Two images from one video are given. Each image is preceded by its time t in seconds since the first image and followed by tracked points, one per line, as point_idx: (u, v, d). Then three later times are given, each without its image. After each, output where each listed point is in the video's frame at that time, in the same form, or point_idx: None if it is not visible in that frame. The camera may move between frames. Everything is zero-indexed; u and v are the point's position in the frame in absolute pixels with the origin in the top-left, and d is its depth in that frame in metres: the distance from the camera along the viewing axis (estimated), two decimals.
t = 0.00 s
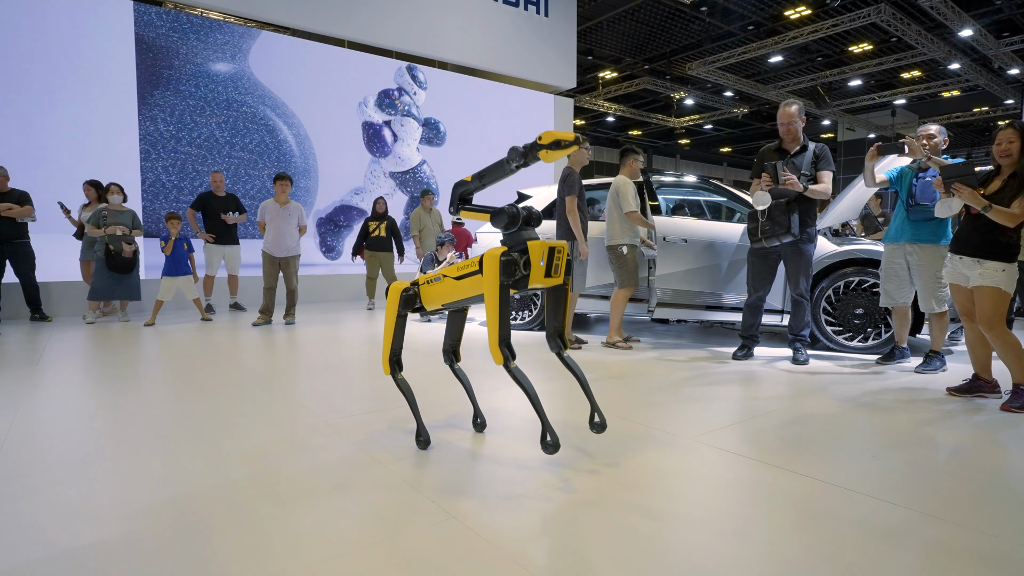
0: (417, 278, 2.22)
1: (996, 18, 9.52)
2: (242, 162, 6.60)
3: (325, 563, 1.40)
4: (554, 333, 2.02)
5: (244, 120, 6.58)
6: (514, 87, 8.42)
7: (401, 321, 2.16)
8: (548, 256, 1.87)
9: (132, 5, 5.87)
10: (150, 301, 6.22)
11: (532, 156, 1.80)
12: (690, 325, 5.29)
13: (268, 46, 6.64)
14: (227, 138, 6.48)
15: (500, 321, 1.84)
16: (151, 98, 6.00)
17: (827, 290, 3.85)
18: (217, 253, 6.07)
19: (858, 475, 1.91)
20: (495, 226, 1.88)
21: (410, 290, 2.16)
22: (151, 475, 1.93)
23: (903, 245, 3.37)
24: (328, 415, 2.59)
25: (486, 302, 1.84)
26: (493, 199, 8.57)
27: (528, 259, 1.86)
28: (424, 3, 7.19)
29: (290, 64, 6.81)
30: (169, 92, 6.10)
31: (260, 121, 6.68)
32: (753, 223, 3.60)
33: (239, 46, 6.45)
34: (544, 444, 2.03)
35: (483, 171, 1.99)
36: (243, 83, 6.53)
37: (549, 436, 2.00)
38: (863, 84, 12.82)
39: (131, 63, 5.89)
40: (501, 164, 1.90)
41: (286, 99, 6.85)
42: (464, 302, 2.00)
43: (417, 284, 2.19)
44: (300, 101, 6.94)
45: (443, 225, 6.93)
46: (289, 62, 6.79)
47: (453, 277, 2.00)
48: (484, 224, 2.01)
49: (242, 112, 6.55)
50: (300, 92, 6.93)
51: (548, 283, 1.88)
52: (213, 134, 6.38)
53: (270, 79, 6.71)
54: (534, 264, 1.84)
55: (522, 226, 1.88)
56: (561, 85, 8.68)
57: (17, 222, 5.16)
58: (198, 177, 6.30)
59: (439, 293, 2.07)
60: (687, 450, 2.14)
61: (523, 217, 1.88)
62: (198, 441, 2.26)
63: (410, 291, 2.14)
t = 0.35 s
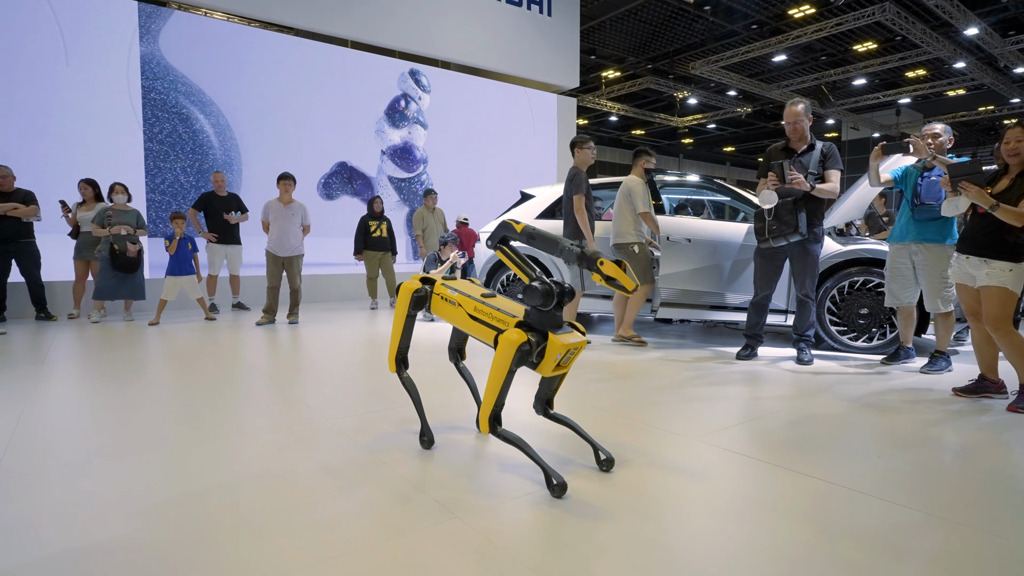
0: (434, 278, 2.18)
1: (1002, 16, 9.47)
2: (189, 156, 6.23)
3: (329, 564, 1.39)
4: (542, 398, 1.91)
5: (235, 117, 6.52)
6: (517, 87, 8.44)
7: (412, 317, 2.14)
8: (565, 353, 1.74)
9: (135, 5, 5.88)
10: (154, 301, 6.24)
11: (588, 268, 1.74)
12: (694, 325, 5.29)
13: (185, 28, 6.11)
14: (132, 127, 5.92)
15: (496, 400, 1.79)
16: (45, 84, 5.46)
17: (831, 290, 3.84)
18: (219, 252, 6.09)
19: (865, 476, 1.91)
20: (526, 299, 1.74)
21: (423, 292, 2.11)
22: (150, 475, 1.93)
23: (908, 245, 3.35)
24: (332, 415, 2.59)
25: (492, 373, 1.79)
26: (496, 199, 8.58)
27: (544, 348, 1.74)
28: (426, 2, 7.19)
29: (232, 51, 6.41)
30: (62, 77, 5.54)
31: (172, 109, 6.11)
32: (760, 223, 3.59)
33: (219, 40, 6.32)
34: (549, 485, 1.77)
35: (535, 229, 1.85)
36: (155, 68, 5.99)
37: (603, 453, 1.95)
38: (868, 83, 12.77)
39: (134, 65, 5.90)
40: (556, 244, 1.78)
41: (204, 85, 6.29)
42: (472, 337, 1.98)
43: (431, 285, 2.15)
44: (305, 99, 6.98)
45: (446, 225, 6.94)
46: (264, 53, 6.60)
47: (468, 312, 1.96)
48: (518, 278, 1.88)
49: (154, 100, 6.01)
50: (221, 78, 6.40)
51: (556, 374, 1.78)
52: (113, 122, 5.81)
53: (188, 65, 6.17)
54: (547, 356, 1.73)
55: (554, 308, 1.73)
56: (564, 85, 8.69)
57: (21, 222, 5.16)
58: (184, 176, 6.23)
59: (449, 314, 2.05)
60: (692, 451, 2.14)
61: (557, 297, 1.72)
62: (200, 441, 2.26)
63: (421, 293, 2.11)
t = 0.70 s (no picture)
0: (450, 304, 2.18)
1: (1012, 13, 9.37)
2: (184, 152, 6.19)
3: (335, 563, 1.40)
4: (559, 386, 1.86)
5: (241, 117, 6.54)
6: (522, 86, 8.43)
7: (424, 342, 2.17)
8: (593, 335, 1.75)
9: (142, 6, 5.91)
10: (161, 300, 6.28)
11: (599, 231, 1.72)
12: (700, 325, 5.27)
13: (180, 24, 6.08)
14: (124, 122, 5.87)
15: (516, 388, 1.77)
16: (35, 77, 5.41)
17: (838, 290, 3.82)
18: (226, 252, 6.13)
19: (872, 477, 1.90)
20: (544, 291, 1.79)
21: (443, 319, 2.13)
22: (157, 474, 1.94)
23: (916, 245, 3.33)
24: (338, 414, 2.60)
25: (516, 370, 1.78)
26: (502, 199, 8.58)
27: (572, 335, 1.76)
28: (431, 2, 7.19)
29: (230, 49, 6.39)
30: (52, 70, 5.49)
31: (166, 104, 6.08)
32: (765, 223, 3.57)
33: (224, 39, 6.33)
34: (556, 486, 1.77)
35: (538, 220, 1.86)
36: (148, 64, 5.96)
37: (612, 454, 1.95)
38: (875, 81, 12.68)
39: (144, 66, 5.95)
40: (562, 223, 1.78)
41: (199, 83, 6.27)
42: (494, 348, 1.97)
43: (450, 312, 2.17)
44: (314, 99, 7.03)
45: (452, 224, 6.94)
46: (269, 53, 6.63)
47: (487, 323, 1.96)
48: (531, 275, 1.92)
49: (149, 96, 5.98)
50: (216, 75, 6.35)
51: (588, 362, 1.78)
52: (107, 118, 5.79)
53: (183, 60, 6.14)
54: (577, 343, 1.74)
55: (574, 294, 1.78)
56: (570, 84, 8.67)
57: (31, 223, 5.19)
58: (183, 175, 6.19)
59: (469, 332, 2.04)
60: (698, 451, 2.13)
61: (575, 283, 1.77)
62: (207, 440, 2.27)
63: (441, 319, 2.12)
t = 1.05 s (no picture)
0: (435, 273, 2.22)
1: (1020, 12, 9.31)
2: (187, 152, 6.20)
3: (339, 563, 1.40)
4: (563, 347, 2.04)
5: (245, 117, 6.57)
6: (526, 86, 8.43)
7: (418, 314, 2.16)
8: (571, 278, 1.92)
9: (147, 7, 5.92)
10: (166, 300, 6.31)
11: (568, 181, 1.75)
12: (704, 325, 5.26)
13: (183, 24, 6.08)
14: (127, 122, 5.89)
15: (516, 339, 1.84)
16: (40, 77, 5.44)
17: (844, 290, 3.80)
18: (231, 252, 6.15)
19: (878, 478, 1.89)
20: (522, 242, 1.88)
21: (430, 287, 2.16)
22: (162, 474, 1.94)
23: (922, 245, 3.31)
24: (342, 414, 2.60)
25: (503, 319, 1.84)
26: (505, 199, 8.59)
27: (551, 281, 1.87)
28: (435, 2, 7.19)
29: (233, 50, 6.41)
30: (56, 70, 5.51)
31: (169, 104, 6.10)
32: (768, 222, 3.56)
33: (228, 39, 6.35)
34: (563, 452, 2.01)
35: (514, 181, 1.92)
36: (152, 64, 5.98)
37: (569, 444, 1.98)
38: (881, 81, 12.63)
39: (150, 67, 5.98)
40: (534, 179, 1.84)
41: (202, 83, 6.29)
42: (482, 309, 1.99)
43: (436, 282, 2.18)
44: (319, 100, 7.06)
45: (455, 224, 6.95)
46: (273, 53, 6.64)
47: (473, 284, 2.00)
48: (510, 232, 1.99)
49: (152, 96, 6.01)
50: (218, 75, 6.37)
51: (568, 305, 1.93)
52: (111, 118, 5.80)
53: (185, 60, 6.16)
54: (557, 288, 1.88)
55: (550, 244, 1.89)
56: (574, 84, 8.67)
57: (38, 223, 5.22)
58: (186, 175, 6.21)
59: (457, 297, 2.08)
60: (703, 451, 2.13)
61: (552, 235, 1.88)
62: (211, 439, 2.27)
63: (427, 288, 2.14)
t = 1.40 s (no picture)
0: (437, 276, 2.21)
1: None
2: (190, 152, 6.22)
3: (342, 562, 1.40)
4: (558, 362, 1.96)
5: (248, 117, 6.58)
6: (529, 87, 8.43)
7: (417, 316, 2.15)
8: (569, 299, 1.85)
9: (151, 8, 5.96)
10: (170, 300, 6.33)
11: (571, 196, 1.80)
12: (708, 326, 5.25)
13: (185, 24, 6.10)
14: (128, 122, 5.89)
15: (511, 358, 1.83)
16: (42, 77, 5.45)
17: (848, 290, 3.80)
18: (235, 252, 6.17)
19: (882, 479, 1.88)
20: (522, 257, 1.83)
21: (429, 290, 2.16)
22: (166, 473, 1.95)
23: (926, 245, 3.30)
24: (346, 414, 2.61)
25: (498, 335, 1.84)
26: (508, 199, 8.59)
27: (548, 300, 1.84)
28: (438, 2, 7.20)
29: (235, 50, 6.41)
30: (59, 70, 5.53)
31: (171, 104, 6.11)
32: (771, 222, 3.55)
33: (230, 39, 6.36)
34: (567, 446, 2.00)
35: (519, 192, 1.96)
36: (154, 64, 5.99)
37: (572, 439, 1.98)
38: (885, 80, 12.59)
39: (154, 67, 6.00)
40: (539, 191, 1.88)
41: (204, 83, 6.29)
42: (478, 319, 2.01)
43: (435, 284, 2.19)
44: (322, 99, 7.07)
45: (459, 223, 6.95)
46: (276, 53, 6.65)
47: (472, 293, 2.01)
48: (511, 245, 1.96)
49: (154, 96, 6.02)
50: (220, 74, 6.36)
51: (564, 326, 1.87)
52: (113, 118, 5.82)
53: (187, 60, 6.16)
54: (552, 307, 1.83)
55: (551, 261, 1.83)
56: (576, 84, 8.67)
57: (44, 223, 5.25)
58: (189, 175, 6.22)
59: (455, 303, 2.08)
60: (706, 451, 2.12)
61: (553, 250, 1.82)
62: (216, 439, 2.28)
63: (427, 290, 2.15)
